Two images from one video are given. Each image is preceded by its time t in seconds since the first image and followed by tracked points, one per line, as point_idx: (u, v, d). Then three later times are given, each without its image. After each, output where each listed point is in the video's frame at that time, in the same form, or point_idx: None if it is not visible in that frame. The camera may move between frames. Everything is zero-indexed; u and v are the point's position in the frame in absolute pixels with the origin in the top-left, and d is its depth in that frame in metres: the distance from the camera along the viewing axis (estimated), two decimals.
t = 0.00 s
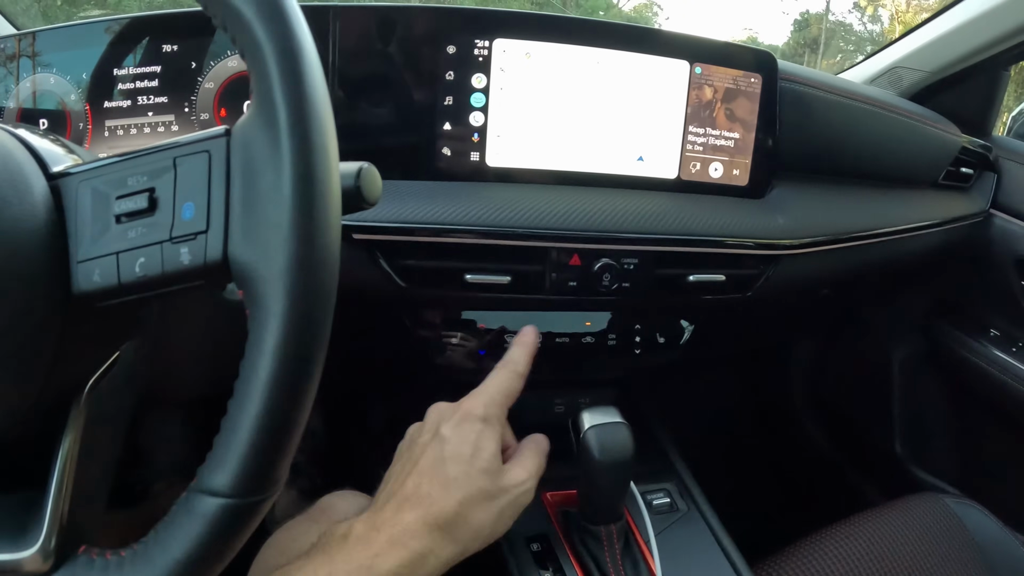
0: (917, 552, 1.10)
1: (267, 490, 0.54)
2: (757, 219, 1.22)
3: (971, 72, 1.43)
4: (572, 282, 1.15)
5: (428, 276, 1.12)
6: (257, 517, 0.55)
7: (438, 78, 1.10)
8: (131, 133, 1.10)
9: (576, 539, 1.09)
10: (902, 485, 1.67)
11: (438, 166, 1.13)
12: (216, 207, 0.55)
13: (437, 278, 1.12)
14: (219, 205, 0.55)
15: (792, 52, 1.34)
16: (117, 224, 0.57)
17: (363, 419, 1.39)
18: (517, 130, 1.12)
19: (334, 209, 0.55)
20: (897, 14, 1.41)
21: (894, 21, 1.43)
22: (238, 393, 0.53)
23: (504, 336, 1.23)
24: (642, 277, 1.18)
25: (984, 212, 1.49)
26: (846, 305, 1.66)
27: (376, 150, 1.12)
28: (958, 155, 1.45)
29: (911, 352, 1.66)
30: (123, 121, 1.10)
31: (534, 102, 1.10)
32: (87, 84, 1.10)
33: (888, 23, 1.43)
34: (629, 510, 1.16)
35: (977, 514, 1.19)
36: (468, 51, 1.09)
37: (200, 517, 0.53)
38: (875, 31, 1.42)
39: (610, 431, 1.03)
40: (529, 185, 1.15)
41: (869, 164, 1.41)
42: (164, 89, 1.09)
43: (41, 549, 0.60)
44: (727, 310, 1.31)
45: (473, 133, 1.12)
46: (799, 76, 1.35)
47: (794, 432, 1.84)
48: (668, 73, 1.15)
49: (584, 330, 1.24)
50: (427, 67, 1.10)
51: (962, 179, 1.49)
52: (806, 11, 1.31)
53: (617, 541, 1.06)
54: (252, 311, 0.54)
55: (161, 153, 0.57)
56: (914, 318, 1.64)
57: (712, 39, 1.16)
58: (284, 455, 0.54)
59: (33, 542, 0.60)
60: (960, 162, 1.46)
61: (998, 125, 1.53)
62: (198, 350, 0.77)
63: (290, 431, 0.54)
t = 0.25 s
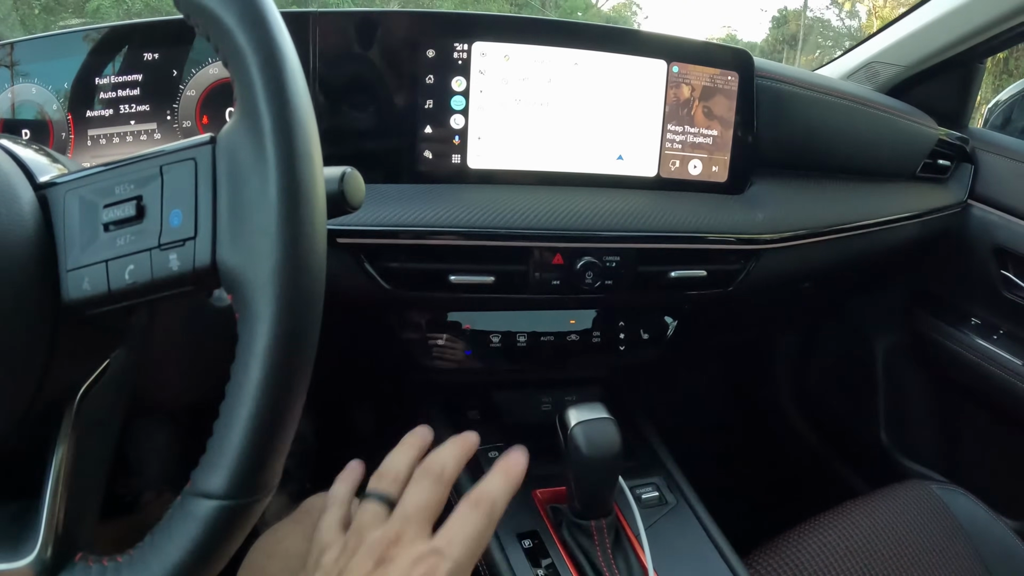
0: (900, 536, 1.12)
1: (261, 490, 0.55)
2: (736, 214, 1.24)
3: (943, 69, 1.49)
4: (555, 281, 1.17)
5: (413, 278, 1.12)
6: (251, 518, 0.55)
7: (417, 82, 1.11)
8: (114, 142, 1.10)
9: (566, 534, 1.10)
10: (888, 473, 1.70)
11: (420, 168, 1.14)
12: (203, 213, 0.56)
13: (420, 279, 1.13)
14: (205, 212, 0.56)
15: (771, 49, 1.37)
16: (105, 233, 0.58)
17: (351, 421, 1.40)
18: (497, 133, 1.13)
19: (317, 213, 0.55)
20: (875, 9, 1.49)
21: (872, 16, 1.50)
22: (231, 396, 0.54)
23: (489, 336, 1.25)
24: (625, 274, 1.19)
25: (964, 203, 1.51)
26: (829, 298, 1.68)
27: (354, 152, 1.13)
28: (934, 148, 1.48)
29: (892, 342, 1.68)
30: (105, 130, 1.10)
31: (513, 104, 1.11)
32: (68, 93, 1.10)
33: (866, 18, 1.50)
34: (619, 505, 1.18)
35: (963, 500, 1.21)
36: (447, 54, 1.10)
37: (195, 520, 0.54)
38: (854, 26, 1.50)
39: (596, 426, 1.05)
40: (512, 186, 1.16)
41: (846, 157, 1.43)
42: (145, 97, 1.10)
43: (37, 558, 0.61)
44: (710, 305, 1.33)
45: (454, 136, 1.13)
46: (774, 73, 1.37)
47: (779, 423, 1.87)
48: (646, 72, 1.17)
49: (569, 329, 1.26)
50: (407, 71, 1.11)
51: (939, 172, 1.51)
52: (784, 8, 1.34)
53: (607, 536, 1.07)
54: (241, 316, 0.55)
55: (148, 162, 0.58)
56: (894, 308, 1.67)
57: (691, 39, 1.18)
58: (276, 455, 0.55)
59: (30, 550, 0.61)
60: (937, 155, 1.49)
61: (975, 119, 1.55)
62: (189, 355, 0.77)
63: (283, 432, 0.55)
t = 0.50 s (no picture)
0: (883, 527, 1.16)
1: (277, 498, 0.57)
2: (718, 221, 1.29)
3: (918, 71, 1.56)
4: (543, 290, 1.20)
5: (405, 291, 1.16)
6: (267, 524, 0.58)
7: (405, 97, 1.14)
8: (109, 163, 1.12)
9: (561, 535, 1.13)
10: (869, 466, 1.74)
11: (408, 182, 1.16)
12: (217, 237, 0.56)
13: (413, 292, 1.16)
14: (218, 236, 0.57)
15: (750, 52, 1.38)
16: (118, 258, 0.58)
17: (345, 431, 1.42)
18: (484, 147, 1.16)
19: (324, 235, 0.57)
20: (853, 10, 1.53)
21: (851, 17, 1.54)
22: (244, 411, 0.56)
23: (480, 343, 1.27)
24: (610, 282, 1.23)
25: (939, 203, 1.59)
26: (811, 297, 1.73)
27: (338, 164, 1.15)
28: (909, 149, 1.55)
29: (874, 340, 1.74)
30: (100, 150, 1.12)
31: (498, 119, 1.15)
32: (61, 114, 1.12)
33: (845, 19, 1.54)
34: (610, 505, 1.21)
35: (948, 492, 1.26)
36: (434, 71, 1.13)
37: (214, 528, 0.56)
38: (831, 27, 1.48)
39: (588, 430, 1.08)
40: (499, 198, 1.19)
41: (823, 162, 1.48)
42: (140, 118, 1.12)
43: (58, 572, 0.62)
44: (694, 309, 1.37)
45: (443, 151, 1.16)
46: (751, 83, 1.40)
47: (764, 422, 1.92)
48: (626, 85, 1.21)
49: (556, 336, 1.29)
50: (394, 87, 1.14)
51: (915, 172, 1.59)
52: (763, 10, 1.34)
53: (601, 535, 1.10)
54: (252, 333, 0.56)
55: (156, 187, 0.58)
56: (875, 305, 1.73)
57: (662, 50, 1.22)
58: (291, 464, 0.57)
59: (49, 565, 0.63)
60: (913, 156, 1.57)
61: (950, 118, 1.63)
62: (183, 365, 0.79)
63: (296, 442, 0.57)
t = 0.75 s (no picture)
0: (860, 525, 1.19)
1: (271, 510, 0.59)
2: (697, 228, 1.32)
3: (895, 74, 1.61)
4: (524, 300, 1.23)
5: (388, 302, 1.17)
6: (262, 536, 0.59)
7: (387, 111, 1.16)
8: (95, 178, 1.13)
9: (547, 539, 1.15)
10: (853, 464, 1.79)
11: (391, 195, 1.18)
12: (209, 258, 0.57)
13: (397, 303, 1.18)
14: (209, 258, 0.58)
15: (731, 54, 1.43)
16: (112, 280, 0.59)
17: (331, 440, 1.43)
18: (465, 160, 1.19)
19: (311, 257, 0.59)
20: (832, 12, 1.57)
21: (830, 19, 1.59)
22: (238, 426, 0.58)
23: (464, 353, 1.30)
24: (589, 291, 1.25)
25: (915, 205, 1.65)
26: (789, 298, 1.76)
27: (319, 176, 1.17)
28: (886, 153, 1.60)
29: (854, 339, 1.79)
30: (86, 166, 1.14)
31: (480, 131, 1.17)
32: (47, 131, 1.13)
33: (825, 21, 1.58)
34: (593, 507, 1.24)
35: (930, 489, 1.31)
36: (415, 86, 1.16)
37: (210, 541, 0.57)
38: (811, 28, 1.52)
39: (572, 436, 1.11)
40: (482, 209, 1.22)
41: (801, 168, 1.50)
42: (125, 134, 1.14)
43: None
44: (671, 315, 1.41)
45: (425, 164, 1.18)
46: (729, 92, 1.42)
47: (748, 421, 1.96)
48: (604, 96, 1.24)
49: (539, 343, 1.32)
50: (376, 100, 1.16)
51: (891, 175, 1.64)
52: (743, 12, 1.41)
53: (585, 537, 1.12)
54: (243, 351, 0.58)
55: (148, 211, 0.59)
56: (853, 305, 1.78)
57: (646, 54, 1.28)
58: (283, 478, 0.59)
59: None
60: (890, 159, 1.62)
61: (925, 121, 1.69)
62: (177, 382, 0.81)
63: (290, 456, 0.59)
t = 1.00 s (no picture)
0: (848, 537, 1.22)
1: (279, 565, 0.61)
2: (677, 254, 1.36)
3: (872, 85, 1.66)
4: (510, 331, 1.26)
5: (375, 337, 1.21)
6: None
7: (370, 147, 1.19)
8: (81, 221, 1.15)
9: (538, 561, 1.18)
10: (842, 471, 1.84)
11: (375, 230, 1.22)
12: (209, 333, 0.61)
13: (387, 338, 1.21)
14: (208, 330, 0.61)
15: (710, 54, 1.48)
16: (113, 351, 0.61)
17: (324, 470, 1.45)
18: (448, 194, 1.22)
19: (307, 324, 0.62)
20: (808, 12, 1.59)
21: (807, 18, 1.61)
22: (243, 489, 0.60)
23: (453, 381, 1.32)
24: (573, 320, 1.30)
25: (893, 215, 1.70)
26: (775, 311, 1.78)
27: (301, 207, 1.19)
28: (862, 167, 1.64)
29: (835, 347, 1.84)
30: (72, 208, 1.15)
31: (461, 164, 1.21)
32: (32, 173, 1.13)
33: (802, 21, 1.60)
34: (582, 528, 1.24)
35: (909, 492, 1.33)
36: (397, 121, 1.19)
37: None
38: (789, 28, 1.54)
39: (557, 463, 1.14)
40: (465, 241, 1.25)
41: (773, 186, 1.55)
42: (110, 176, 1.15)
43: None
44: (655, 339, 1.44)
45: (408, 199, 1.22)
46: (706, 115, 1.48)
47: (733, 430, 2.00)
48: (586, 124, 1.27)
49: (525, 369, 1.34)
50: (358, 137, 1.19)
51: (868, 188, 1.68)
52: (720, 13, 1.47)
53: (576, 560, 1.15)
54: (246, 415, 0.61)
55: (146, 284, 0.61)
56: (834, 317, 1.84)
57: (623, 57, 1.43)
58: (289, 535, 0.61)
59: None
60: (866, 172, 1.66)
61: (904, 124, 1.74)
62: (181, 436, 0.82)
63: (293, 515, 0.61)
